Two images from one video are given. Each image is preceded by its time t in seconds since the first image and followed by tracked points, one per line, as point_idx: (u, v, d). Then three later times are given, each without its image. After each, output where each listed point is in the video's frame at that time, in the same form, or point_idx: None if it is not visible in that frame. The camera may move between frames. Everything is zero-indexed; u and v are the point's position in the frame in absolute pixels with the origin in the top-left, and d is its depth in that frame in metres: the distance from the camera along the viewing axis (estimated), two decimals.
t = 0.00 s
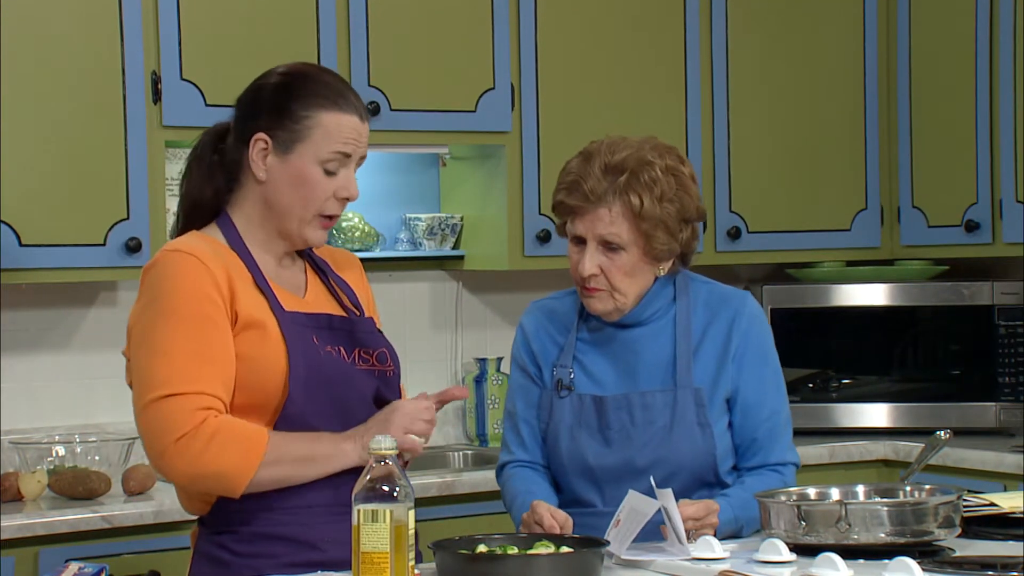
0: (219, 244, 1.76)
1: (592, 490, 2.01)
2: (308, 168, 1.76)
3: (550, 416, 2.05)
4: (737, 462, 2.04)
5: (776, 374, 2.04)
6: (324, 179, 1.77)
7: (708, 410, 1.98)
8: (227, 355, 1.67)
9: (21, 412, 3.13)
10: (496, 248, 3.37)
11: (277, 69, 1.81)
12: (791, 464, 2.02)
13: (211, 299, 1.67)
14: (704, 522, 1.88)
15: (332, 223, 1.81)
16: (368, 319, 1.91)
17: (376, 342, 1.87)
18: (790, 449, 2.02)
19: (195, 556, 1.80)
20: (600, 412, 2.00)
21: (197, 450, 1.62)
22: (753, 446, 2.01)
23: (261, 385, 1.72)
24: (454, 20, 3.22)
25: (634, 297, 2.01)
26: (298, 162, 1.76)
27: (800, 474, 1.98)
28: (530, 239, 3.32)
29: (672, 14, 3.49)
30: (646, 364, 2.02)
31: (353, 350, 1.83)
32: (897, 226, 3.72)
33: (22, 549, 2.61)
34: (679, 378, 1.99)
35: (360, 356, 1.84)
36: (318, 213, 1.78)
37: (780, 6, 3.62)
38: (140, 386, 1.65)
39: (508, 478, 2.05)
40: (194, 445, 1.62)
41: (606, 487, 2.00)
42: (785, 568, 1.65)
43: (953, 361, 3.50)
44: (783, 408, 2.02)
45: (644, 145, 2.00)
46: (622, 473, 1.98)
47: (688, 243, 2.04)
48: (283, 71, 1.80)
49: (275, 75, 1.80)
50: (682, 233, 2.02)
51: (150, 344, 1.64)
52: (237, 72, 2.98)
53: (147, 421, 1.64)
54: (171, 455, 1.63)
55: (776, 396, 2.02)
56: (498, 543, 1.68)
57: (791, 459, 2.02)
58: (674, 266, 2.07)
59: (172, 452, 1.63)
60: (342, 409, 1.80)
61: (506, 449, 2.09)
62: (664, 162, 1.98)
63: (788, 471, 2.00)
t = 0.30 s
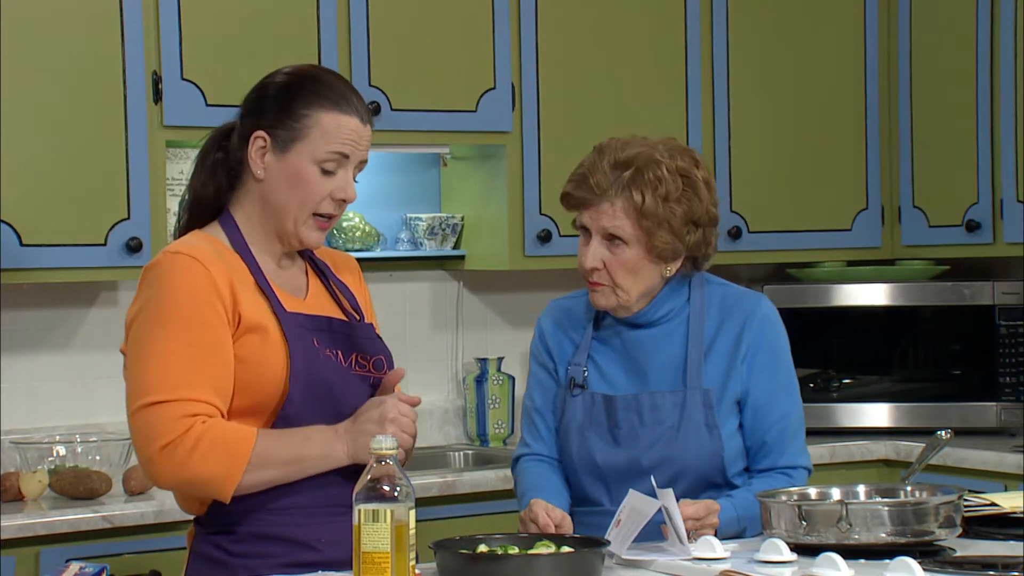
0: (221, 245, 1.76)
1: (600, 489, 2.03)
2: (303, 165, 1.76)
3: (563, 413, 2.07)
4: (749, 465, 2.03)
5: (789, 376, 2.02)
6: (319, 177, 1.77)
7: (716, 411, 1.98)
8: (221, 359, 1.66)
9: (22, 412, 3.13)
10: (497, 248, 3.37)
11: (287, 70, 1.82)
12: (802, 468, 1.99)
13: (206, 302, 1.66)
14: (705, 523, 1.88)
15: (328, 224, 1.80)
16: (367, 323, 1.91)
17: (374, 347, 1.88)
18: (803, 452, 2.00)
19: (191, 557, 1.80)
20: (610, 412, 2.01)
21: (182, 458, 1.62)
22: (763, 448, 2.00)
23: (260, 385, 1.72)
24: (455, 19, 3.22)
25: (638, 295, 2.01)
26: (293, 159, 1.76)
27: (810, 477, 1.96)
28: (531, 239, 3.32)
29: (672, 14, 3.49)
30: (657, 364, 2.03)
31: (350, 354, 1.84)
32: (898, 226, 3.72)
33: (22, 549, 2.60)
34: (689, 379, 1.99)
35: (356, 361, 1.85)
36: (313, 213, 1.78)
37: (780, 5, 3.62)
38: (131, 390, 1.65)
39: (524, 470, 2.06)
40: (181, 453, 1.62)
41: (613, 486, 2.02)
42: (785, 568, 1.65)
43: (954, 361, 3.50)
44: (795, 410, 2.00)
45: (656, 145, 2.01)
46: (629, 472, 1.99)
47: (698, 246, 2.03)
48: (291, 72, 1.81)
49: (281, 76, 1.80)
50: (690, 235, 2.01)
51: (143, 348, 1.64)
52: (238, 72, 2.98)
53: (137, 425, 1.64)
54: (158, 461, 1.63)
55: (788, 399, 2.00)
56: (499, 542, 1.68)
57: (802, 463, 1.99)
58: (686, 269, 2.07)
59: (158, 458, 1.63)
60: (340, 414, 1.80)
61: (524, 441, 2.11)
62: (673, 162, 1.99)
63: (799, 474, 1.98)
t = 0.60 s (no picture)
0: (217, 247, 1.76)
1: (606, 486, 2.03)
2: (302, 167, 1.76)
3: (572, 407, 2.07)
4: (754, 465, 2.03)
5: (798, 377, 2.01)
6: (318, 180, 1.77)
7: (723, 411, 1.98)
8: (204, 363, 1.66)
9: (25, 412, 3.13)
10: (500, 248, 3.37)
11: (289, 71, 1.82)
12: (808, 469, 1.99)
13: (190, 306, 1.66)
14: (708, 522, 1.88)
15: (328, 225, 1.80)
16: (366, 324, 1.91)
17: (370, 346, 1.87)
18: (808, 454, 2.00)
19: (188, 558, 1.80)
20: (617, 410, 2.01)
21: (147, 459, 1.61)
22: (769, 449, 2.00)
23: (253, 389, 1.73)
24: (458, 19, 3.22)
25: (646, 293, 2.02)
26: (293, 161, 1.76)
27: (814, 479, 1.96)
28: (533, 239, 3.32)
29: (676, 14, 3.49)
30: (664, 363, 2.03)
31: (346, 354, 1.83)
32: (901, 226, 3.72)
33: (25, 549, 2.61)
34: (697, 379, 1.99)
35: (353, 360, 1.84)
36: (312, 215, 1.78)
37: (782, 5, 3.61)
38: (111, 391, 1.66)
39: (536, 461, 2.06)
40: (147, 454, 1.61)
41: (620, 483, 2.02)
42: (788, 568, 1.65)
43: (957, 361, 3.49)
44: (802, 412, 2.00)
45: (667, 143, 2.01)
46: (636, 470, 1.99)
47: (707, 246, 2.03)
48: (294, 73, 1.81)
49: (282, 77, 1.80)
50: (699, 235, 2.01)
51: (127, 349, 1.64)
52: (241, 72, 2.98)
53: (113, 426, 1.65)
54: (128, 461, 1.63)
55: (795, 401, 2.00)
56: (501, 543, 1.68)
57: (807, 465, 1.99)
58: (695, 270, 2.07)
59: (129, 458, 1.63)
60: (334, 414, 1.79)
61: (537, 432, 2.11)
62: (683, 161, 1.99)
63: (803, 476, 1.97)
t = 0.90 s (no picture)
0: (218, 249, 1.76)
1: (616, 486, 2.04)
2: (307, 168, 1.76)
3: (582, 407, 2.07)
4: (764, 466, 2.02)
5: (808, 377, 2.01)
6: (321, 180, 1.77)
7: (734, 410, 1.98)
8: (210, 366, 1.67)
9: (33, 412, 3.13)
10: (507, 248, 3.37)
11: (294, 71, 1.82)
12: (817, 470, 1.98)
13: (196, 310, 1.67)
14: (715, 522, 1.88)
15: (330, 227, 1.79)
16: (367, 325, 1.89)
17: (370, 347, 1.85)
18: (818, 454, 1.99)
19: (187, 559, 1.79)
20: (628, 410, 2.02)
21: (166, 469, 1.62)
22: (777, 449, 1.99)
23: (250, 390, 1.72)
24: (464, 19, 3.22)
25: (657, 293, 2.02)
26: (297, 161, 1.76)
27: (823, 480, 1.95)
28: (540, 239, 3.32)
29: (682, 13, 3.49)
30: (674, 364, 2.03)
31: (345, 356, 1.81)
32: (907, 226, 3.71)
33: (32, 549, 2.61)
34: (708, 378, 1.99)
35: (353, 362, 1.82)
36: (315, 215, 1.78)
37: (788, 4, 3.61)
38: (121, 398, 1.66)
39: (543, 459, 2.06)
40: (165, 465, 1.62)
41: (630, 482, 2.02)
42: (795, 568, 1.65)
43: (963, 361, 3.49)
44: (812, 413, 1.99)
45: (677, 143, 2.01)
46: (647, 470, 1.99)
47: (718, 246, 2.03)
48: (298, 73, 1.81)
49: (286, 77, 1.80)
50: (710, 235, 2.01)
51: (133, 354, 1.65)
52: (248, 72, 2.99)
53: (127, 434, 1.65)
54: (145, 471, 1.64)
55: (804, 402, 1.99)
56: (508, 543, 1.68)
57: (816, 465, 1.98)
58: (706, 269, 2.07)
59: (148, 468, 1.64)
60: (333, 417, 1.77)
61: (546, 431, 2.10)
62: (693, 161, 1.99)
63: (812, 477, 1.96)
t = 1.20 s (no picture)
0: (225, 248, 1.77)
1: (628, 485, 2.03)
2: (319, 166, 1.76)
3: (594, 407, 2.07)
4: (776, 466, 2.02)
5: (819, 378, 2.01)
6: (336, 178, 1.77)
7: (746, 411, 1.98)
8: (218, 369, 1.67)
9: (44, 411, 3.14)
10: (517, 248, 3.37)
11: (301, 70, 1.82)
12: (829, 471, 1.97)
13: (203, 313, 1.67)
14: (725, 523, 1.88)
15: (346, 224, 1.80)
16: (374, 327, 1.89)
17: (378, 349, 1.85)
18: (829, 455, 1.98)
19: (194, 558, 1.79)
20: (640, 410, 2.02)
21: (176, 471, 1.63)
22: (789, 450, 1.99)
23: (256, 390, 1.72)
24: (475, 18, 3.22)
25: (670, 294, 2.02)
26: (308, 160, 1.77)
27: (834, 480, 1.94)
28: (550, 239, 3.32)
29: (692, 13, 3.48)
30: (686, 365, 2.03)
31: (353, 357, 1.81)
32: (919, 226, 3.71)
33: (44, 548, 2.62)
34: (720, 379, 1.99)
35: (360, 364, 1.82)
36: (331, 214, 1.78)
37: (798, 4, 3.61)
38: (130, 398, 1.67)
39: (553, 458, 2.06)
40: (174, 467, 1.63)
41: (642, 482, 2.02)
42: (806, 568, 1.65)
43: (975, 361, 3.48)
44: (823, 414, 1.99)
45: (689, 143, 2.01)
46: (658, 470, 1.99)
47: (731, 246, 2.03)
48: (306, 72, 1.81)
49: (294, 77, 1.81)
50: (723, 235, 2.01)
51: (141, 355, 1.66)
52: (259, 72, 2.99)
53: (136, 434, 1.66)
54: (154, 471, 1.65)
55: (815, 403, 1.99)
56: (518, 543, 1.68)
57: (827, 466, 1.97)
58: (720, 269, 2.07)
59: (157, 468, 1.64)
60: (338, 418, 1.77)
61: (558, 431, 2.10)
62: (706, 162, 1.99)
63: (824, 477, 1.96)
